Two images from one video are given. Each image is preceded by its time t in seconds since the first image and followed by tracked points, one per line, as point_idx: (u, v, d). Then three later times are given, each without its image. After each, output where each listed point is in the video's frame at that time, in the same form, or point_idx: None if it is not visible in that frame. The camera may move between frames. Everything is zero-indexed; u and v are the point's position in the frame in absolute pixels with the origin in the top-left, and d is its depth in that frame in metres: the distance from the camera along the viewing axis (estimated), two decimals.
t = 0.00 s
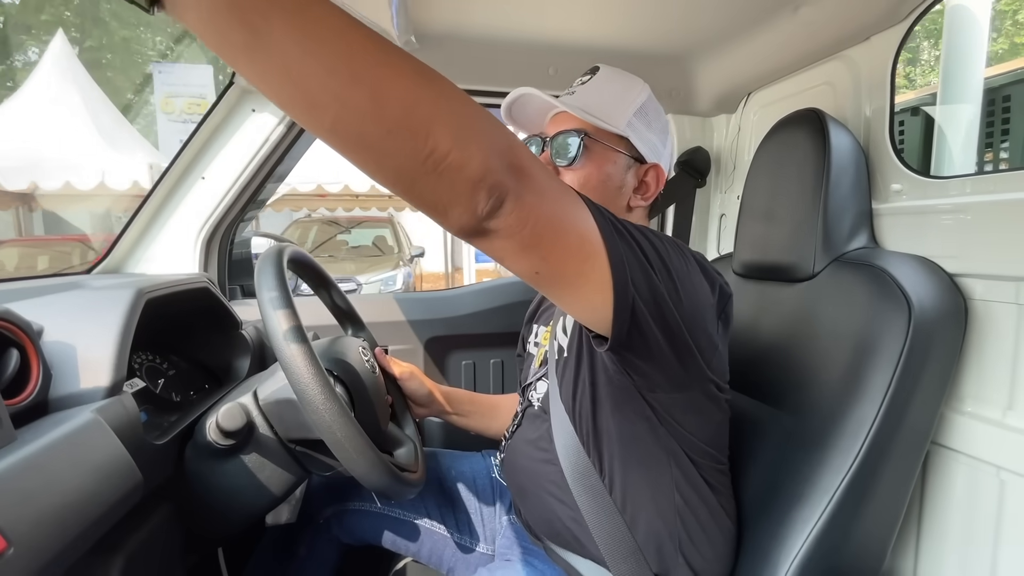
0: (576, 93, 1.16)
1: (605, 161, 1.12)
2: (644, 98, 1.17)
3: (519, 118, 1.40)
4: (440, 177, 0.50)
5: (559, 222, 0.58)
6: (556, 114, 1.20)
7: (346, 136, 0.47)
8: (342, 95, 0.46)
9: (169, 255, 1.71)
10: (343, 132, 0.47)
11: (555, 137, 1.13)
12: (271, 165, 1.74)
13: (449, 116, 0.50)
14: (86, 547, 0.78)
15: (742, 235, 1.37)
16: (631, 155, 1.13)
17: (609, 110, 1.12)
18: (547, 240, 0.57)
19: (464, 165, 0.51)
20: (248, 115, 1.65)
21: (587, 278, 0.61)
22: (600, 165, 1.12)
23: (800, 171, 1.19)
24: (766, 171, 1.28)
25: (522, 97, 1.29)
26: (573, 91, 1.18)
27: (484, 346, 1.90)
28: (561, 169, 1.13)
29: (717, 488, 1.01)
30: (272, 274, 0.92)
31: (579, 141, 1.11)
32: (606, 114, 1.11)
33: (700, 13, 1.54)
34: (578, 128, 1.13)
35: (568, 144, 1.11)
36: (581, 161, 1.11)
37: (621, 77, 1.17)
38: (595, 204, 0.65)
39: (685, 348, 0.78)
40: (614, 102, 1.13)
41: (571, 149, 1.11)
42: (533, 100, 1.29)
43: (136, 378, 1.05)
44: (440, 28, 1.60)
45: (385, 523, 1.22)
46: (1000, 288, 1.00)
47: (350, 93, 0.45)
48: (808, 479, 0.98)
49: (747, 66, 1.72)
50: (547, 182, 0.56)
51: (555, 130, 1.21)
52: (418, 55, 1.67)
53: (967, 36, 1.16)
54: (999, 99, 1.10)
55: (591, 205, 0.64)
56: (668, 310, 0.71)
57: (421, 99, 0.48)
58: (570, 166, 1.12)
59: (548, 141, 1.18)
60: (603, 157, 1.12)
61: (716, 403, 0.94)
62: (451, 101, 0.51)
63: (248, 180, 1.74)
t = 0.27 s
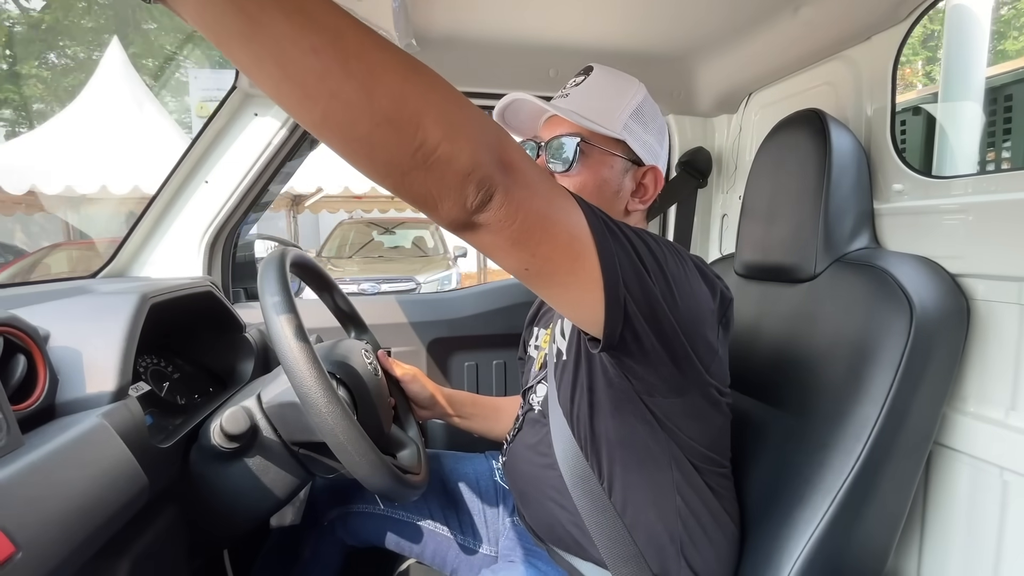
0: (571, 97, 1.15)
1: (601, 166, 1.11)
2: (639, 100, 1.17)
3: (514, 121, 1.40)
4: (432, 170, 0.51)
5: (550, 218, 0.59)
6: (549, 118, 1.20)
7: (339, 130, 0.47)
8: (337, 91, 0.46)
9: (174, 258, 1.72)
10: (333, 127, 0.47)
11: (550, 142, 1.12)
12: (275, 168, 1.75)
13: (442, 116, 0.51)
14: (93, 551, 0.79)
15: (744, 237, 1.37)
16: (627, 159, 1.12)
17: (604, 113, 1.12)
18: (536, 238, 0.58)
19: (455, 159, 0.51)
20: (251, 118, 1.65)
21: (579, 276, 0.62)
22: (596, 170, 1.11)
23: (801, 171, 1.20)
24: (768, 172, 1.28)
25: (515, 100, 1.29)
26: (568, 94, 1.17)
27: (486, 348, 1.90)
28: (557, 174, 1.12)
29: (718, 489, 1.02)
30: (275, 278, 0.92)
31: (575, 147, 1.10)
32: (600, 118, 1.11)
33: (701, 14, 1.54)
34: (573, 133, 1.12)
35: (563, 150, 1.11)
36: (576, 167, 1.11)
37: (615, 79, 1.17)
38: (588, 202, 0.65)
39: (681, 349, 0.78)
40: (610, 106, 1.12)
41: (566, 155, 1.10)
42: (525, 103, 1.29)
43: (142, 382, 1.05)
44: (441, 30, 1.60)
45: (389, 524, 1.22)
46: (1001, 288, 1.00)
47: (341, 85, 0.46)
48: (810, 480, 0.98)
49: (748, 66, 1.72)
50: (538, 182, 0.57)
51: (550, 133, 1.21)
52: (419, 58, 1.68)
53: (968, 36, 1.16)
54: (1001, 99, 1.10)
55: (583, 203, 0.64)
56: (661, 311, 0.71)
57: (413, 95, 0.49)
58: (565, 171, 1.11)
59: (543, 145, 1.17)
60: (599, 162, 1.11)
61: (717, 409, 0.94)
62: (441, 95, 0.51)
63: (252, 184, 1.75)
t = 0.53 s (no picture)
0: (575, 101, 1.15)
1: (606, 173, 1.11)
2: (644, 104, 1.17)
3: (514, 126, 1.40)
4: (430, 182, 0.51)
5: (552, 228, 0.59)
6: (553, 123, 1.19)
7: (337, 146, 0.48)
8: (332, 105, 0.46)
9: (173, 265, 1.72)
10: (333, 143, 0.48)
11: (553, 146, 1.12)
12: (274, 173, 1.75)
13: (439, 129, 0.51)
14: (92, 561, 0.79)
15: (742, 241, 1.37)
16: (632, 165, 1.12)
17: (608, 118, 1.12)
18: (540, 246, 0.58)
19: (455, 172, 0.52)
20: (249, 125, 1.66)
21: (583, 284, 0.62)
22: (600, 175, 1.11)
23: (799, 176, 1.20)
24: (765, 176, 1.28)
25: (518, 104, 1.28)
26: (571, 99, 1.18)
27: (486, 352, 1.91)
28: (561, 179, 1.12)
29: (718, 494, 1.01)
30: (273, 286, 0.92)
31: (579, 151, 1.09)
32: (605, 124, 1.10)
33: (698, 18, 1.54)
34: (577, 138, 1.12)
35: (567, 155, 1.10)
36: (581, 172, 1.10)
37: (621, 83, 1.17)
38: (588, 215, 0.66)
39: (682, 360, 0.78)
40: (614, 110, 1.13)
41: (571, 158, 1.09)
42: (527, 107, 1.29)
43: (141, 390, 1.06)
44: (439, 36, 1.61)
45: (388, 530, 1.23)
46: (998, 292, 1.01)
47: (337, 98, 0.46)
48: (809, 485, 0.98)
49: (745, 70, 1.73)
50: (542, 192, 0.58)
51: (553, 138, 1.20)
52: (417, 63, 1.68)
53: (964, 40, 1.16)
54: (998, 103, 1.10)
55: (582, 215, 0.64)
56: (661, 323, 0.71)
57: (411, 111, 0.49)
58: (570, 177, 1.10)
59: (546, 151, 1.17)
60: (603, 168, 1.11)
61: (721, 418, 0.95)
62: (437, 109, 0.51)
63: (251, 189, 1.75)
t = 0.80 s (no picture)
0: (567, 103, 1.15)
1: (600, 172, 1.10)
2: (636, 101, 1.16)
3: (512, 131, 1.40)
4: (439, 175, 0.51)
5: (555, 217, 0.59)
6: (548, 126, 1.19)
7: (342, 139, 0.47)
8: (336, 101, 0.46)
9: (173, 266, 1.72)
10: (338, 138, 0.47)
11: (548, 151, 1.12)
12: (275, 174, 1.75)
13: (445, 128, 0.50)
14: (93, 562, 0.78)
15: (744, 239, 1.37)
16: (627, 162, 1.11)
17: (600, 117, 1.11)
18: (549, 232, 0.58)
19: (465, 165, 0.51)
20: (250, 125, 1.67)
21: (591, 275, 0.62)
22: (595, 175, 1.10)
23: (801, 173, 1.19)
24: (767, 174, 1.27)
25: (512, 111, 1.29)
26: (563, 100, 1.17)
27: (487, 352, 1.90)
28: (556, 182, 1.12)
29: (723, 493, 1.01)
30: (274, 286, 0.92)
31: (572, 154, 1.09)
32: (598, 123, 1.10)
33: (699, 16, 1.54)
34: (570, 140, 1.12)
35: (561, 157, 1.10)
36: (575, 174, 1.10)
37: (611, 82, 1.16)
38: (593, 210, 0.65)
39: (688, 356, 0.78)
40: (605, 109, 1.12)
41: (564, 160, 1.09)
42: (522, 113, 1.29)
43: (141, 391, 1.05)
44: (439, 36, 1.61)
45: (390, 531, 1.22)
46: (1002, 289, 1.00)
47: (340, 92, 0.46)
48: (813, 484, 0.98)
49: (746, 69, 1.72)
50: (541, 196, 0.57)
51: (548, 141, 1.20)
52: (417, 63, 1.68)
53: (966, 36, 1.15)
54: (1000, 99, 1.10)
55: (587, 209, 0.64)
56: (668, 321, 0.71)
57: (413, 107, 0.49)
58: (566, 179, 1.10)
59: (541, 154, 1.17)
60: (598, 167, 1.10)
61: (724, 417, 0.95)
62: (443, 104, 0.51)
63: (251, 190, 1.75)
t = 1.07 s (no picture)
0: (539, 118, 1.18)
1: (577, 176, 1.12)
2: (606, 103, 1.17)
3: (499, 153, 1.43)
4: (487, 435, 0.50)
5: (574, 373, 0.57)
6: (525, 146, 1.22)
7: (363, 306, 0.50)
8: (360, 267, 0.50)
9: (171, 264, 1.71)
10: (361, 307, 0.50)
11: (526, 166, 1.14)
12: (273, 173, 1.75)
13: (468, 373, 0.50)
14: (91, 562, 0.78)
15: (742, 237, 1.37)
16: (604, 164, 1.13)
17: (569, 126, 1.13)
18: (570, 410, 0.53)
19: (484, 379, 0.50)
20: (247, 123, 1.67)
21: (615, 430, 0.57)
22: (571, 181, 1.11)
23: (799, 171, 1.20)
24: (765, 172, 1.28)
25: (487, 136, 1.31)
26: (537, 116, 1.20)
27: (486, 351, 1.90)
28: (536, 194, 1.14)
29: (723, 490, 1.01)
30: (273, 284, 0.92)
31: (543, 164, 1.11)
32: (568, 130, 1.13)
33: (697, 14, 1.54)
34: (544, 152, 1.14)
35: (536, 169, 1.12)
36: (550, 183, 1.12)
37: (578, 87, 1.18)
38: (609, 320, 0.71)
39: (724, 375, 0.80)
40: (574, 116, 1.14)
41: (537, 172, 1.12)
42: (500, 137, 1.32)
43: (140, 390, 1.05)
44: (437, 35, 1.61)
45: (389, 530, 1.22)
46: (999, 287, 1.00)
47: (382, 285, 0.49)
48: (812, 481, 0.98)
49: (744, 67, 1.72)
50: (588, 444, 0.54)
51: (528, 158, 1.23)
52: (416, 62, 1.68)
53: (963, 34, 1.16)
54: (997, 97, 1.10)
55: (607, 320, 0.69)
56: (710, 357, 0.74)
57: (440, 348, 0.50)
58: (546, 188, 1.12)
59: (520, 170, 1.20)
60: (576, 171, 1.12)
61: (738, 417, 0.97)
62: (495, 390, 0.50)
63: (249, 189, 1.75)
